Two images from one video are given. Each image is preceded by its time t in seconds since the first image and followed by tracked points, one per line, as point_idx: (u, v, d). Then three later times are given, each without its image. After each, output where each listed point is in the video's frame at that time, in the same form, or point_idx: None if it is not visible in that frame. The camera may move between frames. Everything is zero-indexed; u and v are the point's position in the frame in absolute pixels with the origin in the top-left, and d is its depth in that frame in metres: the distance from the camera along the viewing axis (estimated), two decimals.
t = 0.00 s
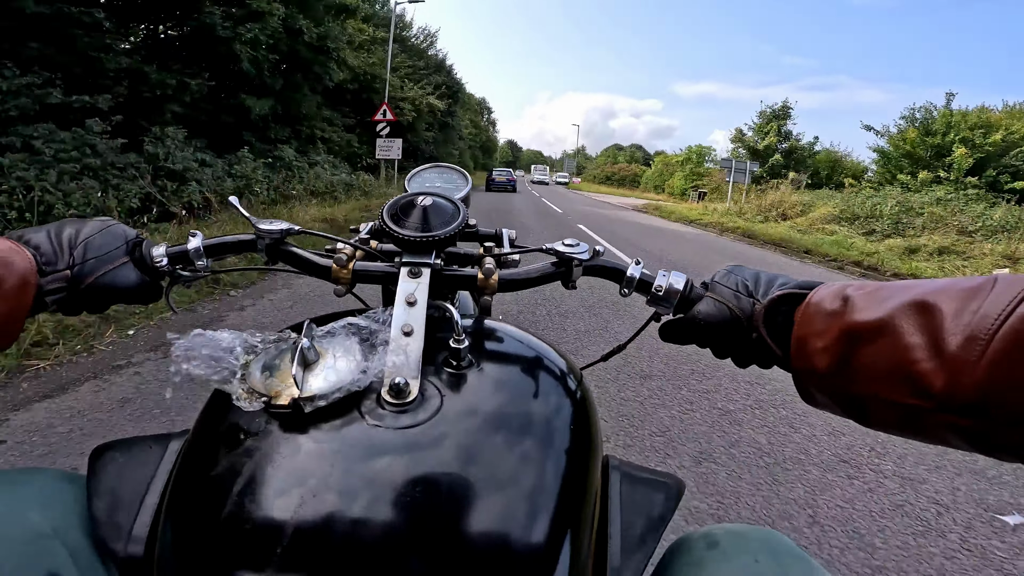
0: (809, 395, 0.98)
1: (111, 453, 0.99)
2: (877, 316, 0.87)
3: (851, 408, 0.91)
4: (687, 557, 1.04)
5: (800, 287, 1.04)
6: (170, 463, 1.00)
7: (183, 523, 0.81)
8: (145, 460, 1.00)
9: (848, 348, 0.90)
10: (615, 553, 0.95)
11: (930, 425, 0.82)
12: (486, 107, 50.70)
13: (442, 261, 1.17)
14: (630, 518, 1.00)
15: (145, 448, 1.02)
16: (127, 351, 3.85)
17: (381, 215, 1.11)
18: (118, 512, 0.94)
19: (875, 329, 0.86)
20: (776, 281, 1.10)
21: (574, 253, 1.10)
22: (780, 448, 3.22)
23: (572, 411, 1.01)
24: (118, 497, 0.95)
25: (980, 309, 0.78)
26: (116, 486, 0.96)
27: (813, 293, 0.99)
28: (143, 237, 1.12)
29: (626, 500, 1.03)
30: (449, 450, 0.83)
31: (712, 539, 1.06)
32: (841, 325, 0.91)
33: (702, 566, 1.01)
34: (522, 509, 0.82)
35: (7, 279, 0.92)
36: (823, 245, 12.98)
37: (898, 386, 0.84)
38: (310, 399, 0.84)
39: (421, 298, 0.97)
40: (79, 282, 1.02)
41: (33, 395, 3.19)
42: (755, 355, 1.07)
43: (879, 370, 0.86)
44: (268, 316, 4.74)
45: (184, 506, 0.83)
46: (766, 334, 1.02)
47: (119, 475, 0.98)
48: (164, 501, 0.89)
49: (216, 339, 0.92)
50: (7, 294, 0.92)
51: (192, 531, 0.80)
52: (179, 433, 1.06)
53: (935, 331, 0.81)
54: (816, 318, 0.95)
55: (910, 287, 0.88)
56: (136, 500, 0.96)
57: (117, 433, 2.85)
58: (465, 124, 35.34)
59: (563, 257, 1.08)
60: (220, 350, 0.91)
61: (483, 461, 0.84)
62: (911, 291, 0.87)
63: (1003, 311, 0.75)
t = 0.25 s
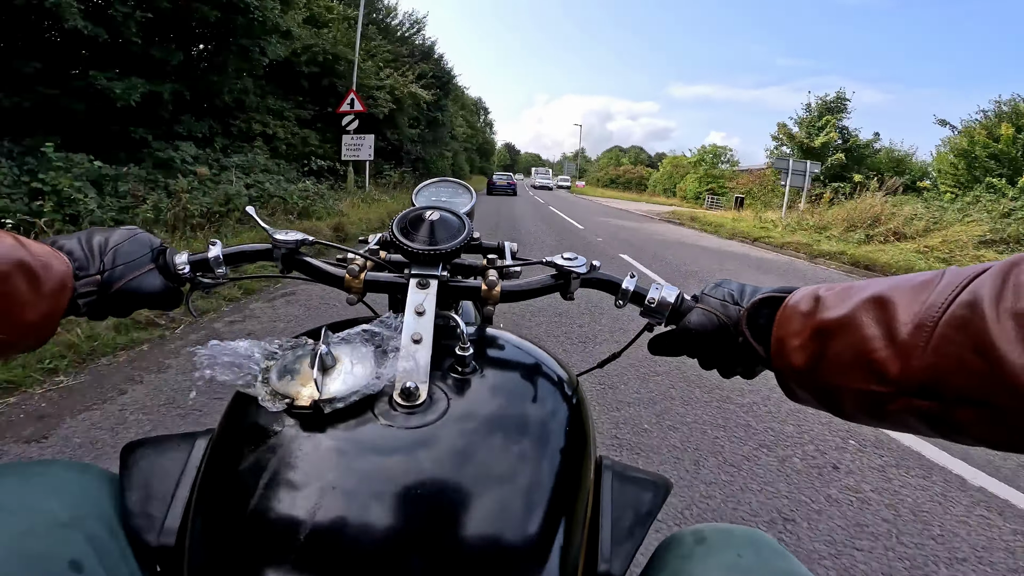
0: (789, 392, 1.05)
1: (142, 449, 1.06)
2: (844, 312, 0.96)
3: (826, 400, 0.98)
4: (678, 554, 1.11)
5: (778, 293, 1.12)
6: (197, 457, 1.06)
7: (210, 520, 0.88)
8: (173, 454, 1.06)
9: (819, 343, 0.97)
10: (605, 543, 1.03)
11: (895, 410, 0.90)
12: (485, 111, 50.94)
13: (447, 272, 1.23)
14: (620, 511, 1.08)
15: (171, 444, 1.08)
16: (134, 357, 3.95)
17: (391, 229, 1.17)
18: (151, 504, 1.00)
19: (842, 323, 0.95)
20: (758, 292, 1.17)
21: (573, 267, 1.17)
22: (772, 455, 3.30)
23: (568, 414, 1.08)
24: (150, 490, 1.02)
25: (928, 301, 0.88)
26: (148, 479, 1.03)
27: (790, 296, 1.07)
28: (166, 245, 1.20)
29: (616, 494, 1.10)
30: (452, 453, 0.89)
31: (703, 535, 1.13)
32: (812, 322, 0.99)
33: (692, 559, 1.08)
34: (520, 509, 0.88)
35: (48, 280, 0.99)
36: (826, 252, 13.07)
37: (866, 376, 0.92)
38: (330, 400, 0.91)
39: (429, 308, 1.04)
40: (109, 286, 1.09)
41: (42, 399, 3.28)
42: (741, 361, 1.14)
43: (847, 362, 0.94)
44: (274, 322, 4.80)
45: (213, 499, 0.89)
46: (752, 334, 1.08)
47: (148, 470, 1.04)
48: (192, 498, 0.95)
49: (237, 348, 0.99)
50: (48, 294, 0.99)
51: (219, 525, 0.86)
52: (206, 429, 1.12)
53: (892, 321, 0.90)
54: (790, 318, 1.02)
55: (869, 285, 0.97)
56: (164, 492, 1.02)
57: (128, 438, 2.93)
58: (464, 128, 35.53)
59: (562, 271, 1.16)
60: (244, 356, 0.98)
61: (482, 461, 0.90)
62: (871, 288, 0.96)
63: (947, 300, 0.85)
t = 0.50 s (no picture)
0: (786, 391, 1.06)
1: (149, 445, 1.07)
2: (834, 311, 0.97)
3: (820, 398, 0.99)
4: (680, 548, 1.12)
5: (776, 292, 1.13)
6: (204, 451, 1.08)
7: (218, 514, 0.89)
8: (181, 449, 1.08)
9: (812, 342, 0.99)
10: (607, 537, 1.04)
11: (884, 407, 0.91)
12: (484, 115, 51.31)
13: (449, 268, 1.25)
14: (621, 505, 1.09)
15: (179, 439, 1.09)
16: (141, 356, 3.97)
17: (394, 225, 1.19)
18: (157, 498, 1.02)
19: (833, 322, 0.96)
20: (757, 288, 1.19)
21: (573, 262, 1.18)
22: (779, 451, 3.29)
23: (570, 408, 1.09)
24: (157, 485, 1.03)
25: (916, 299, 0.88)
26: (156, 474, 1.05)
27: (785, 297, 1.08)
28: (172, 243, 1.22)
29: (617, 487, 1.11)
30: (453, 446, 0.90)
31: (706, 530, 1.14)
32: (805, 322, 1.01)
33: (693, 554, 1.09)
34: (521, 504, 0.89)
35: (57, 278, 1.01)
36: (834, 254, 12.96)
37: (855, 375, 0.93)
38: (334, 392, 0.92)
39: (431, 302, 1.05)
40: (117, 284, 1.11)
41: (51, 397, 3.30)
42: (740, 358, 1.15)
43: (837, 361, 0.95)
44: (277, 322, 4.81)
45: (220, 492, 0.91)
46: (746, 335, 1.10)
47: (158, 464, 1.06)
48: (200, 491, 0.96)
49: (244, 340, 1.01)
50: (55, 291, 1.00)
51: (227, 518, 0.88)
52: (211, 424, 1.13)
53: (880, 321, 0.91)
54: (786, 318, 1.04)
55: (862, 284, 0.98)
56: (172, 487, 1.03)
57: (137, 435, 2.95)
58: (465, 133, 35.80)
59: (563, 266, 1.17)
60: (251, 349, 1.00)
61: (482, 455, 0.91)
62: (863, 287, 0.98)
63: (932, 297, 0.86)
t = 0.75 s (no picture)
0: (791, 394, 1.05)
1: (150, 452, 1.07)
2: (843, 313, 0.96)
3: (827, 400, 0.98)
4: (681, 555, 1.11)
5: (778, 295, 1.12)
6: (205, 458, 1.08)
7: (218, 521, 0.89)
8: (182, 457, 1.08)
9: (820, 344, 0.98)
10: (608, 544, 1.04)
11: (894, 410, 0.90)
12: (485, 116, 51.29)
13: (449, 274, 1.25)
14: (622, 511, 1.08)
15: (180, 447, 1.09)
16: (142, 362, 3.97)
17: (394, 231, 1.19)
18: (159, 505, 1.02)
19: (841, 324, 0.95)
20: (759, 291, 1.18)
21: (574, 268, 1.18)
22: (784, 456, 3.27)
23: (571, 414, 1.09)
24: (158, 492, 1.03)
25: (929, 301, 0.88)
26: (157, 480, 1.05)
27: (791, 298, 1.07)
28: (173, 251, 1.22)
29: (618, 492, 1.10)
30: (455, 453, 0.90)
31: (707, 537, 1.13)
32: (812, 324, 0.99)
33: (695, 560, 1.08)
34: (523, 509, 0.89)
35: (61, 284, 1.01)
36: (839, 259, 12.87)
37: (865, 378, 0.92)
38: (334, 400, 0.92)
39: (432, 309, 1.05)
40: (119, 290, 1.11)
41: (50, 405, 3.29)
42: (743, 362, 1.14)
43: (847, 364, 0.94)
44: (278, 327, 4.79)
45: (220, 499, 0.90)
46: (751, 338, 1.09)
47: (158, 471, 1.06)
48: (200, 499, 0.96)
49: (244, 348, 1.00)
50: (59, 298, 1.00)
51: (227, 525, 0.87)
52: (212, 431, 1.13)
53: (890, 323, 0.90)
54: (792, 319, 1.03)
55: (871, 286, 0.97)
56: (172, 494, 1.03)
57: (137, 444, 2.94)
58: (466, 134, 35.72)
59: (563, 272, 1.16)
60: (250, 357, 1.00)
61: (484, 462, 0.90)
62: (871, 289, 0.97)
63: (946, 300, 0.86)
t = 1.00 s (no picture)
0: (788, 392, 1.06)
1: (156, 452, 1.09)
2: (836, 312, 0.97)
3: (822, 399, 0.99)
4: (675, 552, 1.12)
5: (777, 294, 1.13)
6: (210, 460, 1.09)
7: (222, 520, 0.90)
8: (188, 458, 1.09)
9: (814, 342, 0.99)
10: (610, 543, 1.04)
11: (887, 407, 0.91)
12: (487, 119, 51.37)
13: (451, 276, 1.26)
14: (622, 509, 1.09)
15: (186, 448, 1.10)
16: (144, 365, 3.96)
17: (396, 234, 1.20)
18: (165, 504, 1.03)
19: (835, 322, 0.96)
20: (759, 291, 1.19)
21: (575, 269, 1.19)
22: (788, 456, 3.26)
23: (571, 413, 1.09)
24: (164, 491, 1.05)
25: (918, 299, 0.88)
26: (163, 480, 1.06)
27: (787, 297, 1.08)
28: (179, 255, 1.23)
29: (619, 492, 1.11)
30: (456, 452, 0.91)
31: (701, 534, 1.13)
32: (807, 322, 1.01)
33: (689, 557, 1.08)
34: (524, 508, 0.90)
35: (69, 289, 1.02)
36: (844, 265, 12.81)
37: (858, 375, 0.93)
38: (336, 401, 0.93)
39: (433, 311, 1.06)
40: (125, 294, 1.12)
41: (53, 407, 3.30)
42: (743, 361, 1.15)
43: (840, 362, 0.95)
44: (280, 329, 4.79)
45: (224, 498, 0.92)
46: (749, 337, 1.10)
47: (163, 471, 1.07)
48: (205, 499, 0.98)
49: (249, 351, 1.02)
50: (67, 302, 1.02)
51: (231, 523, 0.89)
52: (217, 432, 1.14)
53: (882, 321, 0.91)
54: (789, 318, 1.04)
55: (866, 285, 0.98)
56: (179, 494, 1.04)
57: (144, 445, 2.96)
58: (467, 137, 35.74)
59: (564, 273, 1.17)
60: (255, 359, 1.01)
61: (485, 463, 0.91)
62: (865, 288, 0.97)
63: (936, 297, 0.86)
